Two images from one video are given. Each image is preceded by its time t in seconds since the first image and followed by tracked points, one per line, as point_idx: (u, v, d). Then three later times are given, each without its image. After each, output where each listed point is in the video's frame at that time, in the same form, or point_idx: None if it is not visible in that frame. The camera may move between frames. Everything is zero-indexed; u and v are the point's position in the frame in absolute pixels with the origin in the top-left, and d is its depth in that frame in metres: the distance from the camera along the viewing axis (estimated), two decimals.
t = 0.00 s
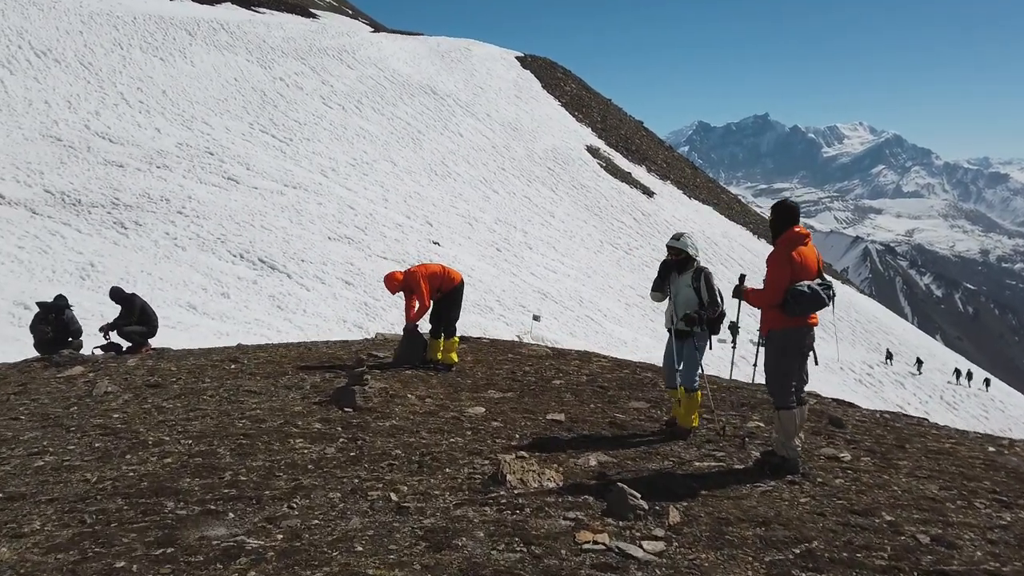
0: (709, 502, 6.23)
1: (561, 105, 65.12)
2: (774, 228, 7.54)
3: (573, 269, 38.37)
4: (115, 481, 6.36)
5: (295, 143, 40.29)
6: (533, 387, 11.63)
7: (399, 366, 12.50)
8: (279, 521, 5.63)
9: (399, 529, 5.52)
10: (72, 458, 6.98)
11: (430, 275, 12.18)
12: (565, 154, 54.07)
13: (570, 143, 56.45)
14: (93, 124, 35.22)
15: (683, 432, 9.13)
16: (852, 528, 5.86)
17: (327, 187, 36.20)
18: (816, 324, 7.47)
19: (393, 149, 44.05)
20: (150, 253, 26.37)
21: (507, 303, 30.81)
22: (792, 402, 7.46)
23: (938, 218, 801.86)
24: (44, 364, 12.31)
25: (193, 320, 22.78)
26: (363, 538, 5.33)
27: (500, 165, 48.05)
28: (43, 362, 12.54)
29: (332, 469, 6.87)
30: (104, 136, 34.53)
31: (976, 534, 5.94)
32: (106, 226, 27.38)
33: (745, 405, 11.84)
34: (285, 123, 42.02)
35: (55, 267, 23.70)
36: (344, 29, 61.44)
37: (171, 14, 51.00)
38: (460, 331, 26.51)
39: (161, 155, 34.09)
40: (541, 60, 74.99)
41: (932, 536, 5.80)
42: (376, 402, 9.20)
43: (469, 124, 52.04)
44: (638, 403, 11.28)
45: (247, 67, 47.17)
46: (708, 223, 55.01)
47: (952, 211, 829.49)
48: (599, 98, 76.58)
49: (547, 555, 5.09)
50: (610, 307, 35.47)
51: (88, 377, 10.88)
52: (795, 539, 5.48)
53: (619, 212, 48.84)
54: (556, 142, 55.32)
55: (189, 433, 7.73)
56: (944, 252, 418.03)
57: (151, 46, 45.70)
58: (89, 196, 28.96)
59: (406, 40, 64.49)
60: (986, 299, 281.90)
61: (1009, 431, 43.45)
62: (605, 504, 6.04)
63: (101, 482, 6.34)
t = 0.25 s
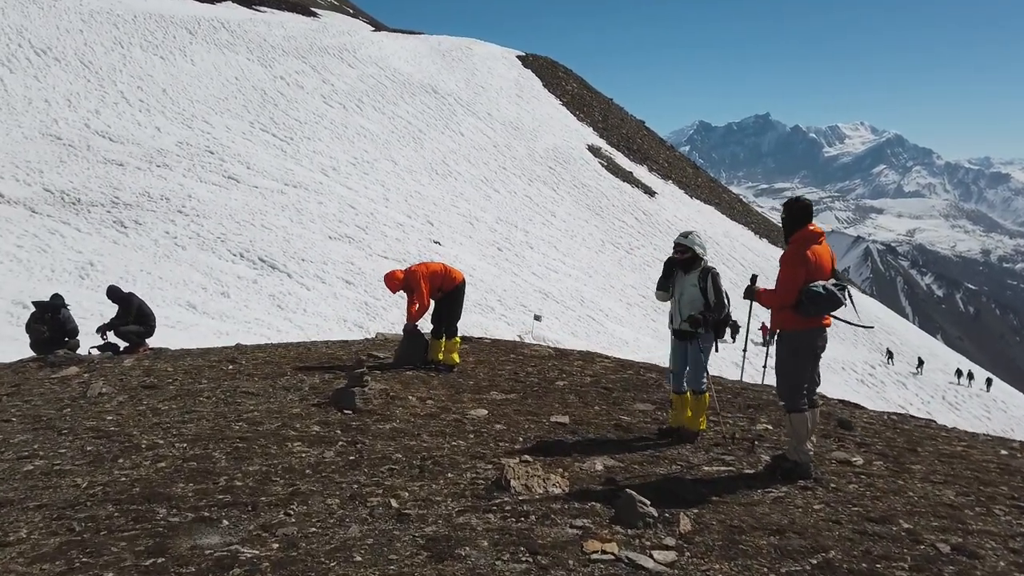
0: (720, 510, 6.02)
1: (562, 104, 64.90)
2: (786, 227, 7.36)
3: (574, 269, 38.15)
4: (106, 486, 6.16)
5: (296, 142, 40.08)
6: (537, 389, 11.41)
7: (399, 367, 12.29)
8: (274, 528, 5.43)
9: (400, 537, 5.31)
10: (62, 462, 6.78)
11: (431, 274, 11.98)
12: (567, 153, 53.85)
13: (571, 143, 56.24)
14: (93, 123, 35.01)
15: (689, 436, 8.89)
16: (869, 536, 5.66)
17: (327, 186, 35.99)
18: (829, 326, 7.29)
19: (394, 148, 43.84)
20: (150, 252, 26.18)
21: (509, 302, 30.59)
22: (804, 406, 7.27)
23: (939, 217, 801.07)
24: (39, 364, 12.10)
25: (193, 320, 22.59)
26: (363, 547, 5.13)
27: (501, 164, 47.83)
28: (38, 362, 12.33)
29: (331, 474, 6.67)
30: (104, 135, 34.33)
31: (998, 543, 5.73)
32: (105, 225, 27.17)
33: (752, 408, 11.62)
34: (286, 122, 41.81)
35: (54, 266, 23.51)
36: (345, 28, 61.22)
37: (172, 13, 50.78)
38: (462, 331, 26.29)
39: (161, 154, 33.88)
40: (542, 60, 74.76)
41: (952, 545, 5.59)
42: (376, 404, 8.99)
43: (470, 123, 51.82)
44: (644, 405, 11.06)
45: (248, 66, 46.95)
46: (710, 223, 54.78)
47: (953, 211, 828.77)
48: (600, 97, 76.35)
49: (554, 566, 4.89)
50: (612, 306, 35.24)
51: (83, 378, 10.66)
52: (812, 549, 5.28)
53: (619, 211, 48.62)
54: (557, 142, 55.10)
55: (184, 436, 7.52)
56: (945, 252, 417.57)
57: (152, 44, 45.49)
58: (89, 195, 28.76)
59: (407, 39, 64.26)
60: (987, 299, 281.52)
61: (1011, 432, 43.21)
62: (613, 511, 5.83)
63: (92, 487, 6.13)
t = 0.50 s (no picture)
0: (738, 518, 5.79)
1: (564, 104, 64.68)
2: (803, 223, 7.16)
3: (576, 269, 37.92)
4: (98, 490, 5.93)
5: (297, 141, 39.86)
6: (542, 390, 11.17)
7: (402, 367, 12.05)
8: (273, 536, 5.20)
9: (404, 546, 5.08)
10: (54, 466, 6.55)
11: (435, 272, 11.73)
12: (568, 153, 53.61)
13: (573, 142, 56.01)
14: (93, 122, 34.79)
15: (700, 439, 8.63)
16: (894, 546, 5.43)
17: (328, 185, 35.77)
18: (847, 325, 7.08)
19: (396, 148, 43.61)
20: (150, 251, 25.97)
21: (510, 302, 30.35)
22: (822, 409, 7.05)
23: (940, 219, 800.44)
24: (35, 364, 11.87)
25: (193, 319, 22.37)
26: (366, 556, 4.89)
27: (502, 164, 47.57)
28: (33, 362, 12.10)
29: (332, 478, 6.44)
30: (105, 134, 34.11)
31: None
32: (105, 224, 26.95)
33: (761, 410, 11.38)
34: (287, 121, 41.60)
35: (53, 265, 23.29)
36: (346, 27, 61.00)
37: (173, 12, 50.56)
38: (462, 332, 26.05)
39: (162, 153, 33.67)
40: (543, 59, 74.54)
41: (981, 555, 5.36)
42: (378, 406, 8.75)
43: (472, 123, 51.60)
44: (652, 407, 10.81)
45: (249, 65, 46.73)
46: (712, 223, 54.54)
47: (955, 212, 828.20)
48: (602, 97, 76.11)
49: None
50: (613, 307, 34.98)
51: (79, 379, 10.43)
52: (835, 559, 5.07)
53: (621, 211, 48.37)
54: (559, 142, 54.87)
55: (180, 439, 7.28)
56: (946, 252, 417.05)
57: (153, 43, 45.28)
58: (89, 194, 28.54)
59: (408, 39, 64.04)
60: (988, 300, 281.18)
61: (1014, 433, 42.95)
62: (626, 519, 5.60)
63: (84, 492, 5.90)
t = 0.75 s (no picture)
0: (763, 529, 5.54)
1: (566, 103, 64.40)
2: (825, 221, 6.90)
3: (578, 268, 37.65)
4: (91, 499, 5.66)
5: (298, 140, 39.58)
6: (550, 392, 10.89)
7: (406, 369, 11.78)
8: (275, 549, 4.93)
9: (413, 560, 4.82)
10: (47, 472, 6.28)
11: (440, 271, 11.48)
12: (570, 152, 53.34)
13: (575, 142, 55.74)
14: (93, 119, 34.54)
15: (713, 444, 8.34)
16: (928, 560, 5.18)
17: (329, 184, 35.51)
18: (871, 328, 6.83)
19: (397, 147, 43.35)
20: (150, 250, 25.72)
21: (512, 302, 30.08)
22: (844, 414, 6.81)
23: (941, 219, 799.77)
24: (31, 365, 11.61)
25: (193, 318, 22.13)
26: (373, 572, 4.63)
27: (504, 163, 47.29)
28: (29, 362, 11.83)
29: (336, 485, 6.18)
30: (105, 132, 33.84)
31: None
32: (105, 223, 26.69)
33: (774, 414, 11.11)
34: (288, 119, 41.34)
35: (52, 263, 23.04)
36: (348, 26, 60.75)
37: (173, 10, 50.30)
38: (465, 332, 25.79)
39: (163, 151, 33.42)
40: (545, 58, 74.27)
41: (1019, 569, 5.11)
42: (383, 409, 8.49)
43: (474, 121, 51.32)
44: (663, 410, 10.53)
45: (250, 64, 46.47)
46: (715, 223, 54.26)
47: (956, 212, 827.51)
48: (603, 96, 75.84)
49: None
50: (616, 306, 34.69)
51: (75, 380, 10.16)
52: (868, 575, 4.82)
53: (623, 211, 48.09)
54: (560, 141, 54.60)
55: (178, 443, 7.01)
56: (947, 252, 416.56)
57: (154, 41, 45.01)
58: (89, 192, 28.29)
59: (410, 38, 63.76)
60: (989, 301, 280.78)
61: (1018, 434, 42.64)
62: (645, 531, 5.35)
63: (77, 501, 5.63)
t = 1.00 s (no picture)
0: (780, 543, 5.35)
1: (567, 102, 64.15)
2: (842, 221, 6.70)
3: (579, 267, 37.43)
4: (81, 509, 5.45)
5: (299, 138, 39.35)
6: (555, 395, 10.68)
7: (407, 370, 11.57)
8: (272, 562, 4.73)
9: None
10: (37, 479, 6.07)
11: (442, 271, 11.29)
12: (572, 151, 53.09)
13: (576, 140, 55.50)
14: (93, 117, 34.33)
15: (723, 449, 8.14)
16: None
17: (330, 182, 35.28)
18: (888, 331, 6.62)
19: (398, 145, 43.12)
20: (150, 248, 25.52)
21: (514, 301, 29.87)
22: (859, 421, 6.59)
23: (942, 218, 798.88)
24: (25, 366, 11.39)
25: (193, 317, 21.95)
26: None
27: (505, 161, 47.04)
28: (24, 363, 11.62)
29: (336, 494, 5.98)
30: (105, 130, 33.63)
31: None
32: (105, 221, 26.47)
33: (782, 419, 10.90)
34: (288, 117, 41.11)
35: (52, 261, 22.84)
36: (349, 24, 60.50)
37: (174, 7, 50.05)
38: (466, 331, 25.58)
39: (163, 149, 33.22)
40: (546, 57, 73.99)
41: None
42: (385, 413, 8.28)
43: (475, 120, 51.08)
44: (670, 413, 10.32)
45: (250, 61, 46.25)
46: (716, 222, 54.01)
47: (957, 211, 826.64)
48: (605, 95, 75.57)
49: None
50: (618, 306, 34.48)
51: (70, 381, 9.94)
52: None
53: (624, 210, 47.85)
54: (562, 139, 54.36)
55: (173, 449, 6.80)
56: (948, 251, 416.01)
57: (154, 38, 44.77)
58: (89, 189, 28.08)
59: (411, 36, 63.52)
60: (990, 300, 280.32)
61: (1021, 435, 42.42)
62: (656, 544, 5.16)
63: (66, 510, 5.43)
